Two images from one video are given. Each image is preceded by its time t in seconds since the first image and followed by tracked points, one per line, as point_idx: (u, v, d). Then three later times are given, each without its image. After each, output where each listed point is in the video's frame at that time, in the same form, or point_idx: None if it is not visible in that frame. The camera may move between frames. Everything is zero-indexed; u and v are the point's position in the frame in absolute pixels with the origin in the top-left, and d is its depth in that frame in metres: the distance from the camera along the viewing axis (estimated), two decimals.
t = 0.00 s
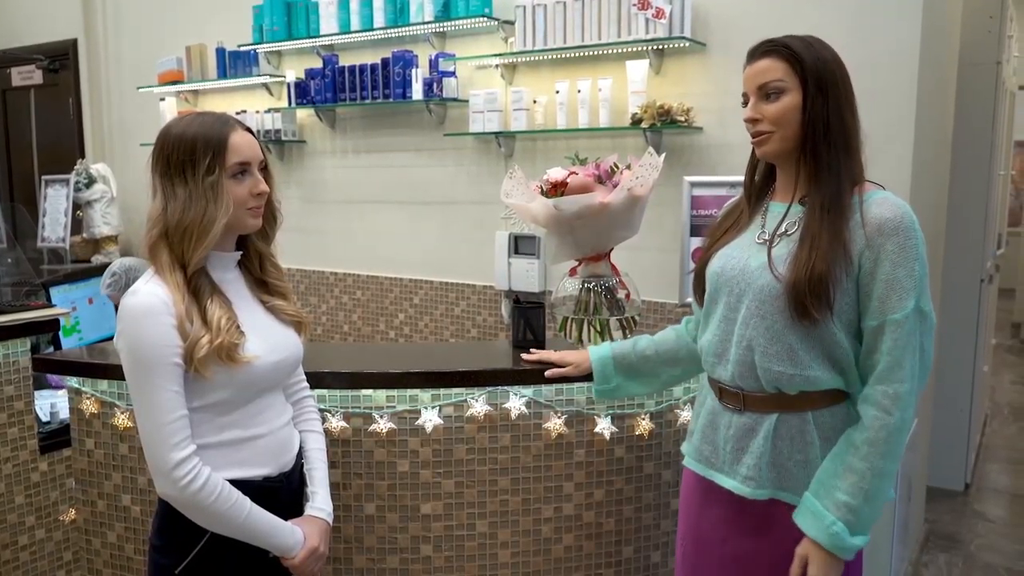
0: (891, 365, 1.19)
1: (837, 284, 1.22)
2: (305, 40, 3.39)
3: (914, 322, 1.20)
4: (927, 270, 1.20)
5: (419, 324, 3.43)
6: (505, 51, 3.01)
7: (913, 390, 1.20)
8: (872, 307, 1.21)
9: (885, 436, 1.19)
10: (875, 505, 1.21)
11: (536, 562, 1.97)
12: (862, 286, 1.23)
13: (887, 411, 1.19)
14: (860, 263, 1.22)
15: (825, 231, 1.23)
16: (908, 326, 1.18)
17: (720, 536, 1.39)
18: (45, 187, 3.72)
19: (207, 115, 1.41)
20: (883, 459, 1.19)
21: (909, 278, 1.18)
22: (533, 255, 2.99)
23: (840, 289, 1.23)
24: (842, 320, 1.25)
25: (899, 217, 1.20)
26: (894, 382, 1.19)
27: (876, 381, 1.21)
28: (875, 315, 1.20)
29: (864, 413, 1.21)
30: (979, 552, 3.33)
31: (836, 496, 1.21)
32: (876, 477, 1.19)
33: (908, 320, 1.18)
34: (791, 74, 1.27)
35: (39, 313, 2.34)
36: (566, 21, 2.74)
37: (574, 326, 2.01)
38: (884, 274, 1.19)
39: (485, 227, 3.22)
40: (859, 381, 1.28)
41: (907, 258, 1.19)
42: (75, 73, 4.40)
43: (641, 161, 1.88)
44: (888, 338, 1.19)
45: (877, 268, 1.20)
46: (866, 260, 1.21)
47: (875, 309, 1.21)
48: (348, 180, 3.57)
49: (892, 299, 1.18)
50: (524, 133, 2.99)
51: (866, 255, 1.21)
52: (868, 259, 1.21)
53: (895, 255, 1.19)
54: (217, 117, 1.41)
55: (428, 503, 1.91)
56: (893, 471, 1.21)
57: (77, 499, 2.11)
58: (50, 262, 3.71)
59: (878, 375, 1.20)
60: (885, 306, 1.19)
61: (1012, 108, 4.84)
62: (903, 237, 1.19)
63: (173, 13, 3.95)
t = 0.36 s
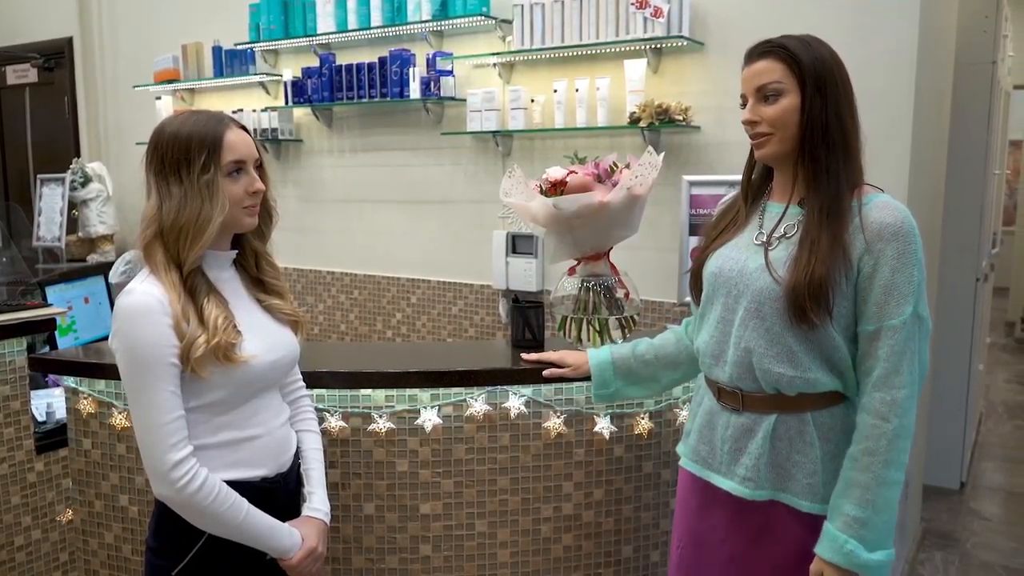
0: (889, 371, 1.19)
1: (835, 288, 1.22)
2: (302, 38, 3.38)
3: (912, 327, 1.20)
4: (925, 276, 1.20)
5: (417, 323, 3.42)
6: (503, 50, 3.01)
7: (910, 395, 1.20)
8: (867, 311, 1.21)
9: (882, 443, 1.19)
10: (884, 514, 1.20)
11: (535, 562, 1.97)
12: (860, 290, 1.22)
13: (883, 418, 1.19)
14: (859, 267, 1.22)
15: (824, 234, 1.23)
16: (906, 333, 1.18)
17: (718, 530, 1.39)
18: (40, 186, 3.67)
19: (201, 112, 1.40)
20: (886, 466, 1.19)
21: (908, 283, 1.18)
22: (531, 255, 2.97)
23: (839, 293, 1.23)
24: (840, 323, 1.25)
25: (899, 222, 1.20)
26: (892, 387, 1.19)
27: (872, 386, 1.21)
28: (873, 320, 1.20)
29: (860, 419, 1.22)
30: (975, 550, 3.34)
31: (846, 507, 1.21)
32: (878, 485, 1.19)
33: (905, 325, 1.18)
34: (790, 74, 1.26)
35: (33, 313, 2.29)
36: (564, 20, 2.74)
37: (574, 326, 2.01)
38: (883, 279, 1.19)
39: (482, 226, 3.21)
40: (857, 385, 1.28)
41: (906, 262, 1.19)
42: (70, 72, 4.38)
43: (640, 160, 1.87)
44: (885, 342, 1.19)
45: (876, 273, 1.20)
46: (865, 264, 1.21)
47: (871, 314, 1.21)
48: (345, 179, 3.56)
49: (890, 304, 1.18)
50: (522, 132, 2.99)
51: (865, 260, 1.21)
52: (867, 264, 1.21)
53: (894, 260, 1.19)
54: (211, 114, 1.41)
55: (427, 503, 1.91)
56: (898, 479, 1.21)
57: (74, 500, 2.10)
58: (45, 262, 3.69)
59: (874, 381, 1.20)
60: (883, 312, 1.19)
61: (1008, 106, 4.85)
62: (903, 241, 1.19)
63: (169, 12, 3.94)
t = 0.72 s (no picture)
0: (898, 371, 1.19)
1: (842, 288, 1.22)
2: (299, 37, 3.37)
3: (920, 326, 1.20)
4: (932, 274, 1.20)
5: (414, 323, 3.41)
6: (501, 49, 3.00)
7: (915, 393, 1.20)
8: (875, 310, 1.21)
9: (889, 440, 1.19)
10: (888, 511, 1.20)
11: (534, 562, 1.97)
12: (867, 288, 1.22)
13: (892, 418, 1.19)
14: (866, 266, 1.22)
15: (830, 234, 1.23)
16: (913, 332, 1.18)
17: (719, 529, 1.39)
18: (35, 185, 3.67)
19: (193, 110, 1.39)
20: (890, 464, 1.19)
21: (915, 282, 1.18)
22: (529, 254, 2.99)
23: (846, 293, 1.22)
24: (847, 323, 1.24)
25: (906, 220, 1.20)
26: (900, 388, 1.19)
27: (881, 387, 1.20)
28: (881, 320, 1.20)
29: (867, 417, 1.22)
30: (971, 548, 3.35)
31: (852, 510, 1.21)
32: (884, 484, 1.19)
33: (913, 324, 1.18)
34: (792, 73, 1.26)
35: (30, 313, 2.26)
36: (562, 19, 2.74)
37: (573, 325, 2.00)
38: (890, 278, 1.19)
39: (480, 225, 3.21)
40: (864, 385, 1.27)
41: (913, 261, 1.18)
42: (64, 71, 4.36)
43: (640, 159, 1.87)
44: (893, 341, 1.19)
45: (883, 271, 1.20)
46: (872, 262, 1.21)
47: (879, 313, 1.20)
48: (342, 179, 3.55)
49: (898, 303, 1.18)
50: (520, 131, 2.98)
51: (872, 258, 1.21)
52: (874, 262, 1.21)
53: (901, 259, 1.18)
54: (203, 111, 1.40)
55: (427, 503, 1.90)
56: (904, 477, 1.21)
57: (71, 501, 2.09)
58: (40, 261, 3.66)
59: (884, 380, 1.20)
60: (890, 311, 1.19)
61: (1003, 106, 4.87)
62: (909, 239, 1.19)
63: (164, 10, 3.92)
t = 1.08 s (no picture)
0: (906, 365, 1.19)
1: (847, 282, 1.22)
2: (296, 34, 3.36)
3: (926, 319, 1.20)
4: (937, 267, 1.20)
5: (412, 321, 3.41)
6: (500, 46, 2.99)
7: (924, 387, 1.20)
8: (880, 304, 1.21)
9: (898, 433, 1.19)
10: (902, 506, 1.20)
11: (535, 559, 1.96)
12: (872, 282, 1.22)
13: (902, 412, 1.19)
14: (871, 259, 1.22)
15: (836, 227, 1.23)
16: (919, 324, 1.18)
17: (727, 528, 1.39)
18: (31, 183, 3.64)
19: (189, 102, 1.38)
20: (902, 459, 1.19)
21: (921, 274, 1.18)
22: (528, 252, 2.99)
23: (851, 287, 1.22)
24: (853, 317, 1.24)
25: (911, 213, 1.20)
26: (908, 382, 1.19)
27: (889, 381, 1.20)
28: (887, 313, 1.20)
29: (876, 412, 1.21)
30: (969, 545, 3.36)
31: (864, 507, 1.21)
32: (896, 479, 1.19)
33: (920, 318, 1.18)
34: (813, 63, 1.25)
35: (21, 311, 2.23)
36: (561, 16, 2.74)
37: (574, 322, 1.99)
38: (896, 271, 1.19)
39: (478, 223, 3.20)
40: (870, 380, 1.27)
41: (918, 254, 1.19)
42: (60, 69, 4.34)
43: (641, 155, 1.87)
44: (899, 335, 1.19)
45: (889, 264, 1.20)
46: (877, 255, 1.21)
47: (884, 307, 1.20)
48: (340, 177, 3.54)
49: (904, 296, 1.18)
50: (519, 128, 2.98)
51: (877, 251, 1.21)
52: (879, 255, 1.21)
53: (906, 252, 1.19)
54: (199, 104, 1.39)
55: (427, 500, 1.90)
56: (914, 471, 1.21)
57: (69, 499, 2.08)
58: (36, 259, 3.64)
59: (891, 375, 1.20)
60: (897, 304, 1.19)
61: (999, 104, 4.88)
62: (914, 232, 1.19)
63: (160, 7, 3.91)
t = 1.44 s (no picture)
0: (909, 362, 1.18)
1: (851, 278, 1.21)
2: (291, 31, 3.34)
3: (931, 316, 1.19)
4: (942, 263, 1.19)
5: (407, 319, 3.40)
6: (495, 43, 2.98)
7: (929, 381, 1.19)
8: (884, 300, 1.21)
9: (899, 432, 1.19)
10: (904, 508, 1.19)
11: (533, 557, 1.95)
12: (876, 278, 1.22)
13: (904, 410, 1.18)
14: (875, 255, 1.21)
15: (841, 223, 1.22)
16: (924, 321, 1.17)
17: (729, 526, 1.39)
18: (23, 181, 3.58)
19: (178, 103, 1.37)
20: (908, 459, 1.19)
21: (925, 270, 1.17)
22: (524, 249, 2.99)
23: (855, 284, 1.22)
24: (857, 313, 1.23)
25: (915, 208, 1.19)
26: (912, 379, 1.18)
27: (893, 377, 1.20)
28: (891, 309, 1.19)
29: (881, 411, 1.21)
30: (965, 542, 3.36)
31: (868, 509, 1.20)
32: (898, 479, 1.19)
33: (924, 314, 1.17)
34: (819, 59, 1.24)
35: (19, 308, 2.24)
36: (557, 12, 2.72)
37: (571, 319, 1.98)
38: (900, 267, 1.18)
39: (474, 221, 3.19)
40: (874, 377, 1.26)
41: (922, 250, 1.18)
42: (53, 66, 4.32)
43: (639, 152, 1.86)
44: (903, 331, 1.18)
45: (893, 260, 1.19)
46: (882, 251, 1.20)
47: (888, 303, 1.20)
48: (335, 174, 3.52)
49: (908, 292, 1.18)
50: (514, 125, 2.97)
51: (882, 247, 1.20)
52: (884, 251, 1.20)
53: (910, 247, 1.18)
54: (187, 104, 1.37)
55: (424, 499, 1.89)
56: (918, 471, 1.20)
57: (63, 499, 2.07)
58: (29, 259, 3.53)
59: (894, 371, 1.19)
60: (901, 300, 1.18)
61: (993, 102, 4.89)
62: (919, 227, 1.18)
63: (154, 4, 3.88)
